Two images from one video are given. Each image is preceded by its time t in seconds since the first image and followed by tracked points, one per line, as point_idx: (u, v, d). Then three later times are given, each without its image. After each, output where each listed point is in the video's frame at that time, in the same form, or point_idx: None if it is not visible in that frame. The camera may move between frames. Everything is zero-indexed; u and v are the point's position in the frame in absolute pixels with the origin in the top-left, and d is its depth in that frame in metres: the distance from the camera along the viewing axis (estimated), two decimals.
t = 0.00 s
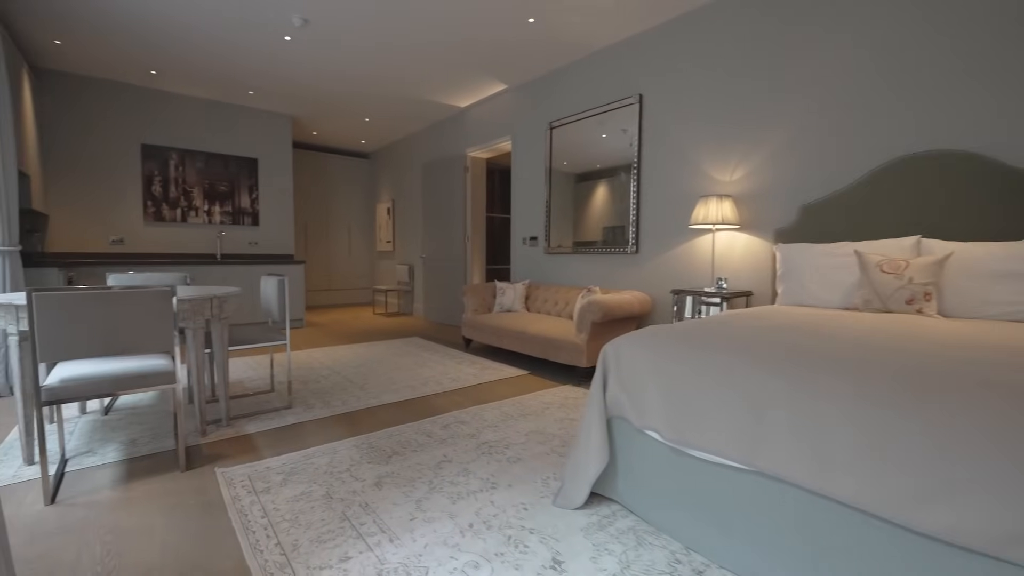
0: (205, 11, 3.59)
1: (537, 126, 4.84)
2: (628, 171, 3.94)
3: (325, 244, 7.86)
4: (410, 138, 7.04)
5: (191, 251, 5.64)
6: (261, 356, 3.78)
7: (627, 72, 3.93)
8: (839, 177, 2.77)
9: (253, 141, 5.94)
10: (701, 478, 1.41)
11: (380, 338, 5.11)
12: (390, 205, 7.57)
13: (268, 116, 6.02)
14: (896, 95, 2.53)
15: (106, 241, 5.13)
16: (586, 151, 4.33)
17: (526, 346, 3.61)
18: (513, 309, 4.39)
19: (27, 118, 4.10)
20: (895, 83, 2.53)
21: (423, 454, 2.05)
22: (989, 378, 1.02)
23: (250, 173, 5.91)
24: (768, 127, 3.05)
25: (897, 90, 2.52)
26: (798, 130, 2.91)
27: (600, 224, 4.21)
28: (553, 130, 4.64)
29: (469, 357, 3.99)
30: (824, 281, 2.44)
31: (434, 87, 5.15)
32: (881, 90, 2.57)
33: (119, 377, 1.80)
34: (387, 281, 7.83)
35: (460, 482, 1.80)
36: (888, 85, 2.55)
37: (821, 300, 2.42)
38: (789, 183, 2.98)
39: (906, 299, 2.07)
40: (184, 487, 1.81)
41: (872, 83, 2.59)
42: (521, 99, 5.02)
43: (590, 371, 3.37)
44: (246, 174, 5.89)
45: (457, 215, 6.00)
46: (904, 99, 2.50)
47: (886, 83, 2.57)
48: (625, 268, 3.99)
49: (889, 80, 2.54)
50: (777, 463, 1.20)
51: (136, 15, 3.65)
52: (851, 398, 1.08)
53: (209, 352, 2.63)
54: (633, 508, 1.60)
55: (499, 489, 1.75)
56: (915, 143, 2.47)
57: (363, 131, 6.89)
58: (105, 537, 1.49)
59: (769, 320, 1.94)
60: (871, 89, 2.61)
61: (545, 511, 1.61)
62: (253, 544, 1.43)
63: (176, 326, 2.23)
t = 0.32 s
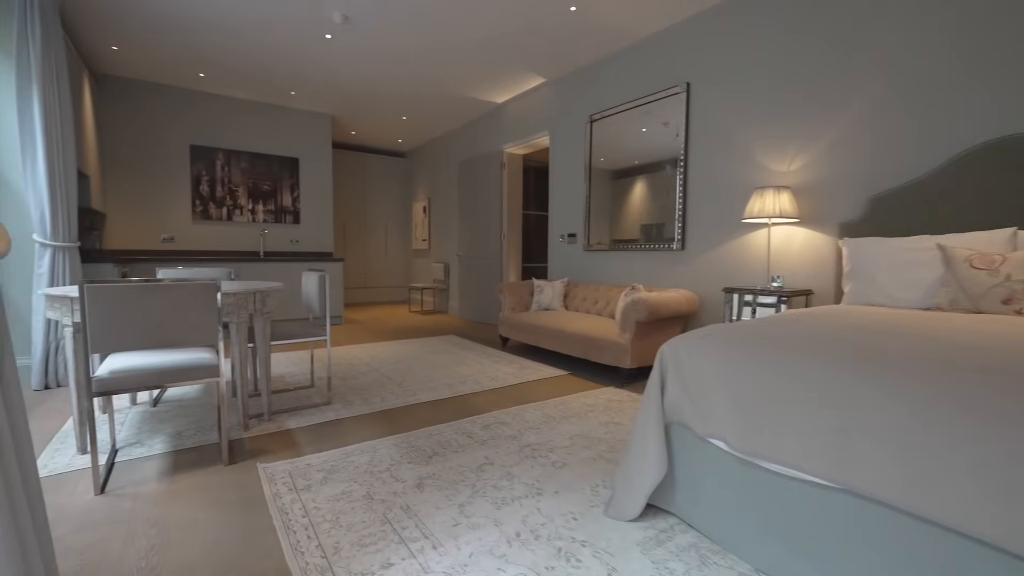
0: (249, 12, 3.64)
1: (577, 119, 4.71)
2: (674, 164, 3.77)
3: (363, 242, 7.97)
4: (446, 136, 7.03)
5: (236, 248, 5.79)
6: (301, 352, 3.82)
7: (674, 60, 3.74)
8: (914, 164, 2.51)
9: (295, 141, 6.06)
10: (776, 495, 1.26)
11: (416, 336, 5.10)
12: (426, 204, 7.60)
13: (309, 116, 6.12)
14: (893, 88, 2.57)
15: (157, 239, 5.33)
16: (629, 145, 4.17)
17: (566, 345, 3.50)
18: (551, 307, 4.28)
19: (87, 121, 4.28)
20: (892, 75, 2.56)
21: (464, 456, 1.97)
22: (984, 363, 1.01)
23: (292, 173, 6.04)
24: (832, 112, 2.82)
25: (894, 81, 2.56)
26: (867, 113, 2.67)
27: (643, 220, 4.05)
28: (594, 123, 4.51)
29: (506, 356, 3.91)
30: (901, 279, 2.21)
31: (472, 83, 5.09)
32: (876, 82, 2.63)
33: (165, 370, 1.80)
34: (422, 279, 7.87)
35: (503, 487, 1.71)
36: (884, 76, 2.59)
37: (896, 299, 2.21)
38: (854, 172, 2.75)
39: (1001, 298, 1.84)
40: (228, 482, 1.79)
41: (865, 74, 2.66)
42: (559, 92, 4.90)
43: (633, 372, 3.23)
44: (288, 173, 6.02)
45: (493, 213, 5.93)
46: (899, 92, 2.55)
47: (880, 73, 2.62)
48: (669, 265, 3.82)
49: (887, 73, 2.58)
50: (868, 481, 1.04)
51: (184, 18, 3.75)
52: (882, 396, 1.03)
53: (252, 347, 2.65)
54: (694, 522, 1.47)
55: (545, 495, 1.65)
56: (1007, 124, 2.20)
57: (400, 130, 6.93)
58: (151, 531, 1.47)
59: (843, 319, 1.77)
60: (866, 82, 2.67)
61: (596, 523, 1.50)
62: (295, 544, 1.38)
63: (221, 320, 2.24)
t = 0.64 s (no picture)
0: (290, 10, 3.64)
1: (618, 112, 4.54)
2: (724, 156, 3.55)
3: (399, 240, 8.02)
4: (482, 133, 6.97)
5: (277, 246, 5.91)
6: (338, 349, 3.82)
7: (724, 46, 3.52)
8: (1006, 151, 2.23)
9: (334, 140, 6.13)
10: (869, 524, 1.10)
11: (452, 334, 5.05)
12: (461, 202, 7.57)
13: (348, 115, 6.17)
14: (893, 90, 2.61)
15: (203, 236, 5.49)
16: (674, 137, 3.98)
17: (608, 347, 3.35)
18: (590, 307, 4.13)
19: (138, 122, 4.41)
20: (895, 75, 2.59)
21: (505, 462, 1.87)
22: None
23: (331, 172, 6.11)
24: (906, 95, 2.56)
25: (931, 71, 2.46)
26: (949, 96, 2.41)
27: (688, 216, 3.86)
28: (636, 115, 4.33)
29: (544, 357, 3.79)
30: (994, 278, 1.97)
31: (509, 78, 5.00)
32: (877, 83, 2.67)
33: (205, 366, 1.78)
34: (457, 278, 7.85)
35: (548, 498, 1.60)
36: (902, 71, 2.57)
37: (987, 301, 1.97)
38: (931, 161, 2.48)
39: None
40: (266, 481, 1.75)
41: (896, 66, 2.57)
42: (599, 85, 4.74)
43: (680, 377, 3.06)
44: (327, 172, 6.09)
45: (528, 210, 5.82)
46: (897, 95, 2.61)
47: (915, 63, 2.53)
48: (718, 264, 3.61)
49: (890, 73, 2.61)
50: (997, 518, 0.87)
51: (228, 19, 3.81)
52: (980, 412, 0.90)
53: (291, 343, 2.63)
54: (767, 549, 1.32)
55: (594, 510, 1.53)
56: None
57: (436, 128, 6.91)
58: (188, 530, 1.44)
59: (934, 322, 1.57)
60: (866, 82, 2.72)
61: (653, 544, 1.37)
62: (332, 552, 1.32)
63: (260, 316, 2.22)
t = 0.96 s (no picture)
0: (328, 6, 3.63)
1: (660, 104, 4.34)
2: (778, 147, 3.32)
3: (432, 238, 8.02)
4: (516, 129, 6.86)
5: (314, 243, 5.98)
6: (372, 346, 3.79)
7: (779, 29, 3.28)
8: None
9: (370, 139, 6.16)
10: (988, 568, 0.93)
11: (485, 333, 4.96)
12: (495, 200, 7.49)
13: (383, 113, 6.19)
14: (935, 79, 2.50)
15: (244, 234, 5.61)
16: (722, 129, 3.76)
17: (651, 349, 3.18)
18: (630, 307, 3.96)
19: (183, 123, 4.51)
20: (895, 76, 2.65)
21: (546, 472, 1.76)
22: None
23: (367, 170, 6.15)
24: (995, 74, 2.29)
25: None
26: None
27: (737, 212, 3.64)
28: (680, 105, 4.12)
29: (582, 359, 3.65)
30: None
31: (545, 71, 4.87)
32: (936, 68, 2.49)
33: (239, 363, 1.74)
34: (490, 276, 7.78)
35: (594, 514, 1.47)
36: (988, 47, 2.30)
37: None
38: None
39: None
40: (299, 483, 1.70)
41: (983, 43, 2.31)
42: (640, 75, 4.55)
43: (730, 383, 2.86)
44: (363, 171, 6.13)
45: (564, 207, 5.67)
46: (982, 75, 2.33)
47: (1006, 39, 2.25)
48: (770, 262, 3.38)
49: (890, 73, 2.67)
50: None
51: (267, 19, 3.84)
52: None
53: (326, 340, 2.60)
54: None
55: (646, 530, 1.40)
56: None
57: (471, 125, 6.85)
58: (221, 535, 1.39)
59: None
60: (907, 72, 2.61)
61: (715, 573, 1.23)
62: (365, 566, 1.23)
63: (295, 313, 2.18)
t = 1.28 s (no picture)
0: (361, 1, 3.57)
1: (704, 93, 4.10)
2: (838, 135, 3.05)
3: (464, 237, 7.96)
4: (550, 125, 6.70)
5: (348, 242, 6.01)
6: (403, 346, 3.72)
7: (840, 6, 3.01)
8: None
9: (403, 137, 6.14)
10: None
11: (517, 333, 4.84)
12: (528, 197, 7.36)
13: (416, 111, 6.16)
14: None
15: (280, 232, 5.68)
16: (774, 119, 3.50)
17: (696, 354, 2.98)
18: (671, 308, 3.75)
19: (222, 123, 4.58)
20: (980, 52, 2.37)
21: (586, 488, 1.61)
22: None
23: (400, 168, 6.13)
24: None
25: None
26: None
27: (790, 207, 3.37)
28: (726, 94, 3.87)
29: (619, 362, 3.47)
30: None
31: (581, 63, 4.69)
32: None
33: (265, 363, 1.67)
34: (522, 275, 7.65)
35: (642, 540, 1.32)
36: None
37: None
38: None
39: None
40: (324, 491, 1.62)
41: None
42: (683, 63, 4.31)
43: (785, 391, 2.63)
44: (396, 169, 6.11)
45: (600, 204, 5.48)
46: None
47: None
48: (828, 261, 3.12)
49: (973, 49, 2.39)
50: None
51: (304, 17, 3.83)
52: None
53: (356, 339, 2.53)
54: None
55: (702, 562, 1.23)
56: None
57: (504, 122, 6.74)
58: (241, 546, 1.31)
59: None
60: (996, 46, 2.31)
61: None
62: None
63: (323, 311, 2.11)
